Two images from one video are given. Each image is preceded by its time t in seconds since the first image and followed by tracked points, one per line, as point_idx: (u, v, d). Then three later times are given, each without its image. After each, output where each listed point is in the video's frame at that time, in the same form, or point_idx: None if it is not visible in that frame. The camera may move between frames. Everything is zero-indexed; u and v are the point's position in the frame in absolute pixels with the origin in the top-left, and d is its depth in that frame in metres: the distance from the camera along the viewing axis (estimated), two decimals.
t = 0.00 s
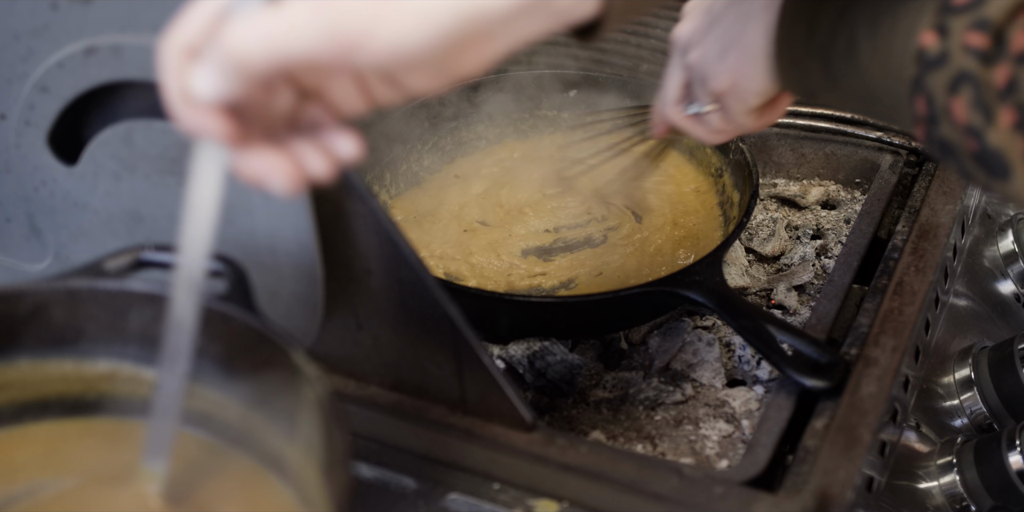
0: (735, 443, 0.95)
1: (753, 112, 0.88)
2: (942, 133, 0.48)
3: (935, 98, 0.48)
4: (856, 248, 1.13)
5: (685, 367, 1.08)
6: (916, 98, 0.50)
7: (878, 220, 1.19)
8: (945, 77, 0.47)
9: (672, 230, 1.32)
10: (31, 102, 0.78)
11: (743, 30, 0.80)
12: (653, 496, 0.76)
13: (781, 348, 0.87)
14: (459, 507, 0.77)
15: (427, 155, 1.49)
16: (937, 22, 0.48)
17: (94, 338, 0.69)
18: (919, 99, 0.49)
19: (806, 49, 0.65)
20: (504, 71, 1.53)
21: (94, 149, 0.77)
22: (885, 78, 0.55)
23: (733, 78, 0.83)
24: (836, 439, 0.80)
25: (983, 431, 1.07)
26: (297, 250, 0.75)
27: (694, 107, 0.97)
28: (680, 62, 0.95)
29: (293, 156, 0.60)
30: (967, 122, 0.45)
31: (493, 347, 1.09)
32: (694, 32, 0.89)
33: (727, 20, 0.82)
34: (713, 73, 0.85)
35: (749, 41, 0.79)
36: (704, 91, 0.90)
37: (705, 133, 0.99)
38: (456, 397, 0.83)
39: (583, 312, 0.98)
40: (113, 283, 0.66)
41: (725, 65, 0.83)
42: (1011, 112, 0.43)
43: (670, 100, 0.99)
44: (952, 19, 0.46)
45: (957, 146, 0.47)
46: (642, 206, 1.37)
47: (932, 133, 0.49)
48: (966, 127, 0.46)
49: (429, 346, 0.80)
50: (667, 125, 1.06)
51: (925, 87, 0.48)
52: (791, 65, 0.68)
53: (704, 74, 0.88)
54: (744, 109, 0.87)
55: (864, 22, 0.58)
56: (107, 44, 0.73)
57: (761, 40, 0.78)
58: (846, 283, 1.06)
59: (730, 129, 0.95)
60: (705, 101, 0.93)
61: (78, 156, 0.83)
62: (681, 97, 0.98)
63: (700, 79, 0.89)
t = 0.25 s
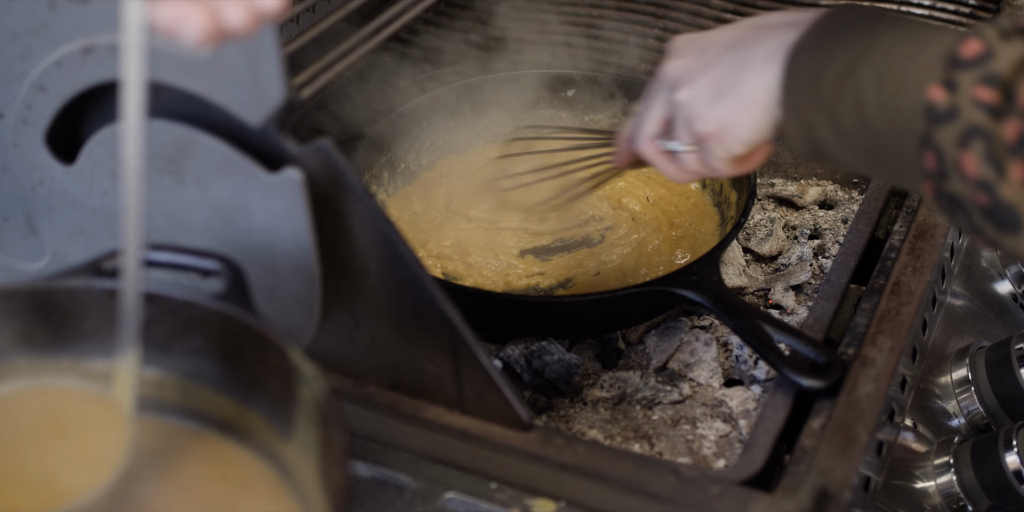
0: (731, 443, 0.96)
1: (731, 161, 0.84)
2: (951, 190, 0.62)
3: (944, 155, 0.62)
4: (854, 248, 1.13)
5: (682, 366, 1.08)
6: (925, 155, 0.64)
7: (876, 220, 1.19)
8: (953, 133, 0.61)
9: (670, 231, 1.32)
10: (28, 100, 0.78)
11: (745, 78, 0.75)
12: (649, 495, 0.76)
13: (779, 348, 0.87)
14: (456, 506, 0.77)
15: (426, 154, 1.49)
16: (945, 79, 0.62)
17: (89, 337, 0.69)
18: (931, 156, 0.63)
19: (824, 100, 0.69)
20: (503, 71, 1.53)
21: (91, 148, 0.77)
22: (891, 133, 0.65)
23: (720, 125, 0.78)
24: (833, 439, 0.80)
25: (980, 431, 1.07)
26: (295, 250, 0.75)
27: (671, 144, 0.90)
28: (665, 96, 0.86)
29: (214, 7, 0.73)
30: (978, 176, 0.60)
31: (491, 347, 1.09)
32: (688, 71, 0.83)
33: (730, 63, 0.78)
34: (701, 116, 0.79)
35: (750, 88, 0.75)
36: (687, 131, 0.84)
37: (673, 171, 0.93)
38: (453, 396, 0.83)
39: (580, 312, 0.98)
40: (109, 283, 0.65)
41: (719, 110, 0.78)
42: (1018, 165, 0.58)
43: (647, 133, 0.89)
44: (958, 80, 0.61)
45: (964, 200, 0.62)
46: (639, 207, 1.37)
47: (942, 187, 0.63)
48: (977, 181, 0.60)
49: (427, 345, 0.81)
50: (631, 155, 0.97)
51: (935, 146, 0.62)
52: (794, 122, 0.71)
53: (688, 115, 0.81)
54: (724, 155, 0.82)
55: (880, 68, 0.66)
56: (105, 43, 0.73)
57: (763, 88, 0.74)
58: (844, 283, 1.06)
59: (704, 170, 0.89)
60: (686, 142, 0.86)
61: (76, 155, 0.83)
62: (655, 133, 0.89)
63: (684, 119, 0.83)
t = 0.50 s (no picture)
0: (731, 443, 0.96)
1: (809, 173, 0.79)
2: None
3: None
4: (854, 249, 1.13)
5: (682, 367, 1.08)
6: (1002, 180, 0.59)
7: (876, 221, 1.19)
8: None
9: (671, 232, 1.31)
10: (29, 100, 0.78)
11: (816, 80, 0.72)
12: (650, 496, 0.76)
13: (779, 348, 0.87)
14: (456, 506, 0.77)
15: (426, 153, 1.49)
16: None
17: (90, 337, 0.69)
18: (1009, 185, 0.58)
19: (901, 105, 0.66)
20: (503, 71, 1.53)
21: (92, 147, 0.77)
22: (970, 150, 0.62)
23: (795, 132, 0.75)
24: (833, 439, 0.81)
25: (980, 432, 1.07)
26: (296, 250, 0.75)
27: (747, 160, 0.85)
28: (741, 109, 0.83)
29: None
30: None
31: (491, 347, 1.09)
32: (759, 81, 0.80)
33: (799, 68, 0.75)
34: (773, 124, 0.76)
35: (829, 90, 0.72)
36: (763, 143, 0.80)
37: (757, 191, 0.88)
38: (454, 396, 0.83)
39: (580, 313, 0.98)
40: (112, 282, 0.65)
41: (790, 116, 0.74)
42: None
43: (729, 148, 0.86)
44: None
45: None
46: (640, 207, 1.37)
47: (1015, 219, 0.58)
48: None
49: (427, 346, 0.81)
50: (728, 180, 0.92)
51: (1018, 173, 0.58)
52: (860, 125, 0.69)
53: (761, 124, 0.78)
54: (801, 167, 0.78)
55: (967, 78, 0.63)
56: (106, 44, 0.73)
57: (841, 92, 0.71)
58: (844, 284, 1.06)
59: (783, 187, 0.85)
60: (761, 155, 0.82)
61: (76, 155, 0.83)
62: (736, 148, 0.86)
63: (758, 128, 0.79)
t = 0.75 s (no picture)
0: (732, 443, 0.96)
1: (730, 155, 0.79)
2: (971, 187, 0.58)
3: (964, 149, 0.58)
4: (854, 249, 1.13)
5: (683, 366, 1.08)
6: (939, 148, 0.60)
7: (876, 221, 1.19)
8: (975, 127, 0.57)
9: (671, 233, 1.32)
10: (31, 98, 0.78)
11: (745, 63, 0.73)
12: (651, 495, 0.76)
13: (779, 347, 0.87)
14: (456, 505, 0.78)
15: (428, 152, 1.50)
16: (968, 70, 0.59)
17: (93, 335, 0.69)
18: (950, 152, 0.59)
19: (833, 89, 0.66)
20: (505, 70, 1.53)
21: (93, 145, 0.77)
22: (903, 123, 0.63)
23: (719, 113, 0.75)
24: (833, 439, 0.81)
25: (980, 431, 1.07)
26: (297, 249, 0.76)
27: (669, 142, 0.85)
28: (665, 89, 0.83)
29: None
30: (1003, 173, 0.56)
31: (492, 346, 1.09)
32: (685, 63, 0.80)
33: (724, 54, 0.76)
34: (697, 104, 0.75)
35: (753, 73, 0.72)
36: (686, 125, 0.80)
37: (677, 174, 0.88)
38: (455, 395, 0.83)
39: (581, 312, 0.98)
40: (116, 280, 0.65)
41: (716, 97, 0.74)
42: None
43: (648, 130, 0.85)
44: (984, 70, 0.57)
45: (986, 200, 0.57)
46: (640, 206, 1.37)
47: (958, 183, 0.59)
48: (1001, 178, 0.56)
49: (429, 344, 0.81)
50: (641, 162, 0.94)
51: (954, 139, 0.59)
52: (794, 112, 0.69)
53: (685, 105, 0.78)
54: (722, 149, 0.78)
55: (892, 54, 0.64)
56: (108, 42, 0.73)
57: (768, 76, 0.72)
58: (844, 284, 1.06)
59: (703, 169, 0.85)
60: (684, 137, 0.82)
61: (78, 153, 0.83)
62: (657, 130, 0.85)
63: (682, 110, 0.79)
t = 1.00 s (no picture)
0: (735, 444, 0.96)
1: (763, 173, 0.79)
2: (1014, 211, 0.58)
3: (1006, 176, 0.58)
4: (856, 251, 1.13)
5: (686, 368, 1.08)
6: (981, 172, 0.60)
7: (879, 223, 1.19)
8: (1017, 153, 0.57)
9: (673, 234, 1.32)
10: (38, 99, 0.78)
11: (781, 87, 0.72)
12: (655, 495, 0.76)
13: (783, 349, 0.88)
14: (462, 504, 0.77)
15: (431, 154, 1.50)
16: (1008, 97, 0.58)
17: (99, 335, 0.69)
18: (988, 178, 0.60)
19: (873, 110, 0.66)
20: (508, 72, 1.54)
21: (100, 146, 0.76)
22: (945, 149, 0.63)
23: (755, 135, 0.74)
24: (837, 440, 0.81)
25: (981, 433, 1.08)
26: (302, 248, 0.76)
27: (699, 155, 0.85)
28: (697, 106, 0.82)
29: None
30: None
31: (496, 347, 1.09)
32: (718, 80, 0.79)
33: (760, 74, 0.75)
34: (732, 125, 0.75)
35: (790, 97, 0.72)
36: (718, 143, 0.80)
37: (706, 186, 0.88)
38: (459, 396, 0.84)
39: (585, 314, 0.98)
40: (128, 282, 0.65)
41: (751, 119, 0.74)
42: None
43: (677, 145, 0.84)
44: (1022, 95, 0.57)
45: None
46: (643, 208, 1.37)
47: (1000, 209, 0.59)
48: None
49: (433, 345, 0.81)
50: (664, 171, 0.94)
51: (996, 164, 0.59)
52: (834, 134, 0.69)
53: (718, 125, 0.77)
54: (756, 167, 0.78)
55: (932, 79, 0.64)
56: (116, 43, 0.72)
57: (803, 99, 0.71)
58: (847, 285, 1.07)
59: (734, 183, 0.85)
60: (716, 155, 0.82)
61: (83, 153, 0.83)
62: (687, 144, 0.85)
63: (715, 129, 0.78)
